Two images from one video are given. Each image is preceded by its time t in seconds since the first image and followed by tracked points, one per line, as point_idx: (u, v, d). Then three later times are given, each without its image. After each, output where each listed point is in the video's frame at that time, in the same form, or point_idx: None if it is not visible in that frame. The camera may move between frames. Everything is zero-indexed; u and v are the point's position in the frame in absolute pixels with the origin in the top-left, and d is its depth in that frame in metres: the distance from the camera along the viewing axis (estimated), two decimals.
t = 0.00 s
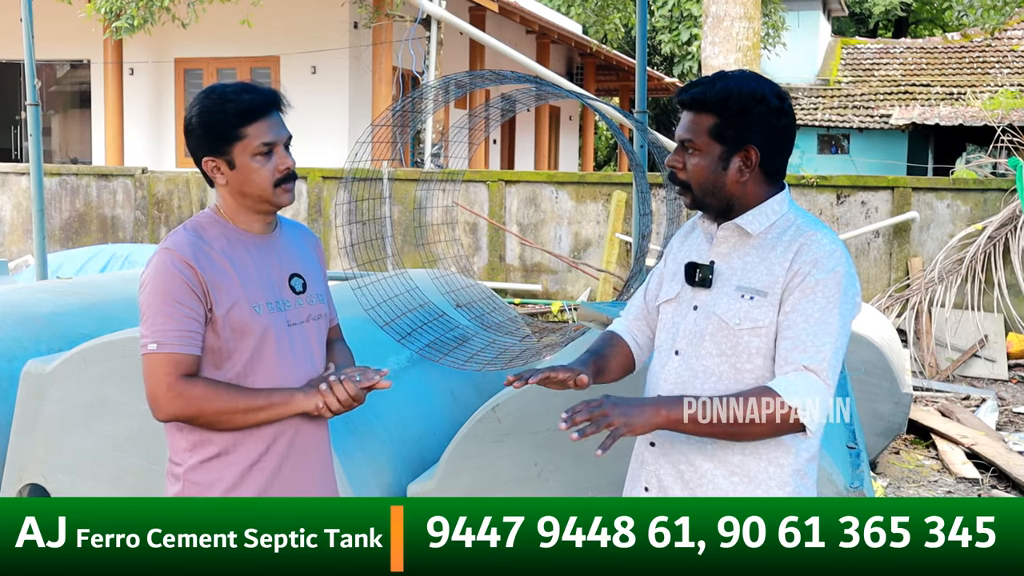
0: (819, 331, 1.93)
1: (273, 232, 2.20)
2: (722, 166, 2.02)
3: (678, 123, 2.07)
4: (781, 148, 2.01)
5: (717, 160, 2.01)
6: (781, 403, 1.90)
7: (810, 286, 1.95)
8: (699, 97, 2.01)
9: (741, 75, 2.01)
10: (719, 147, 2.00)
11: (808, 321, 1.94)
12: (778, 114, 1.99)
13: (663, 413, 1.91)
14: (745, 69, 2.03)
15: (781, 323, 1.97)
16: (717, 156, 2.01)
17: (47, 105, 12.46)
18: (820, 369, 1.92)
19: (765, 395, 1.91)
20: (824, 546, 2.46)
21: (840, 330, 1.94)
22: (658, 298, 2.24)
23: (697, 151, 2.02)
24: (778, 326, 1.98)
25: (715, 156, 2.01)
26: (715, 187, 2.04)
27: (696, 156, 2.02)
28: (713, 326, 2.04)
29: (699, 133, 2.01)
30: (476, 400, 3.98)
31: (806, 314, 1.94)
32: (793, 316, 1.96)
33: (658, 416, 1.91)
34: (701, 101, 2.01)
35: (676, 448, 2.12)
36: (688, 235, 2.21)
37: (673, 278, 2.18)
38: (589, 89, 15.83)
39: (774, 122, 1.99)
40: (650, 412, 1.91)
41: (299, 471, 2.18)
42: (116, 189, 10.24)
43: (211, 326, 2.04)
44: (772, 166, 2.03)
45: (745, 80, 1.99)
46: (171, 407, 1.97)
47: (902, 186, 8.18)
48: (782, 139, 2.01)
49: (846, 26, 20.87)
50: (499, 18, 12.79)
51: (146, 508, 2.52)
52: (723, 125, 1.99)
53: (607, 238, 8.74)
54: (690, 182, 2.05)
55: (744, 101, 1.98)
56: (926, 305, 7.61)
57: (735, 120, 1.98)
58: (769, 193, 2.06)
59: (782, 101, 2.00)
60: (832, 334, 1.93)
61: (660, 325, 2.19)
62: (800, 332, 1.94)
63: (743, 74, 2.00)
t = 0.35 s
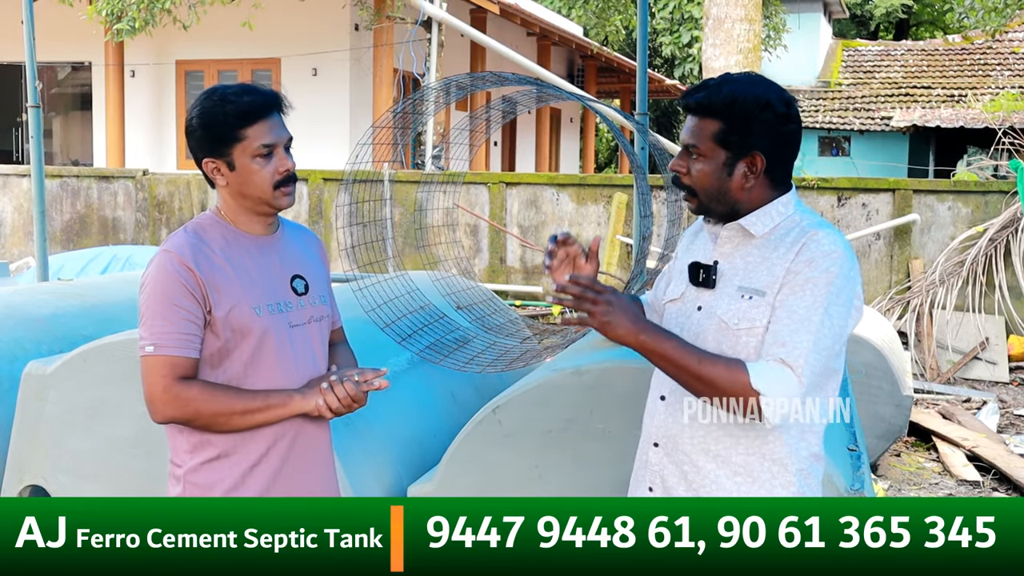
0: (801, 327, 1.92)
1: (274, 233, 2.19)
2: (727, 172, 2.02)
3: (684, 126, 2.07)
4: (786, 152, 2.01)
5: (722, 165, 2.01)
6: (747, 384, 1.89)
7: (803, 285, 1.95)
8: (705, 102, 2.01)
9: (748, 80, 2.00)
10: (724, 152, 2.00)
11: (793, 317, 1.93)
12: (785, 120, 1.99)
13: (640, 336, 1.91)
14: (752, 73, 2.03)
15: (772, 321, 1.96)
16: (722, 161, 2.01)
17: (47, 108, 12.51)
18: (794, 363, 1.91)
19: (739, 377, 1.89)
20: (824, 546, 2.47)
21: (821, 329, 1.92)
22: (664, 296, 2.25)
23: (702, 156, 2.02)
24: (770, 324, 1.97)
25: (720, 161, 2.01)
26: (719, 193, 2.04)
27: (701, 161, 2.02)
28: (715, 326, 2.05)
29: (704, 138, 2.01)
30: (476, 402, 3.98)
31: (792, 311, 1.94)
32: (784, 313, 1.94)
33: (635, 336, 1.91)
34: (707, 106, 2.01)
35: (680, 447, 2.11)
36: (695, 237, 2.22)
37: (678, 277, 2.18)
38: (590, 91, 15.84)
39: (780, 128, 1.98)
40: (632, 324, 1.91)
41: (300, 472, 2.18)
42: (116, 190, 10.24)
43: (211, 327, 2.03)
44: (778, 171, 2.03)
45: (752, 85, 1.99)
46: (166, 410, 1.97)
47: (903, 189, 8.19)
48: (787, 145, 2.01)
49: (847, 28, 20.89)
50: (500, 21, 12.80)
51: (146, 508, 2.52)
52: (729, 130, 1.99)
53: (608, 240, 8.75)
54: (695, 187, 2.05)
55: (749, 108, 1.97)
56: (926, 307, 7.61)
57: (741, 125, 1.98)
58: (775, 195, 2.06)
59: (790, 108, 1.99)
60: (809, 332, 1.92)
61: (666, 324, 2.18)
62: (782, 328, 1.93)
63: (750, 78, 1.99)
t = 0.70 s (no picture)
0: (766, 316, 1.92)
1: (274, 234, 2.19)
2: (728, 179, 2.01)
3: (680, 137, 2.06)
4: (787, 155, 2.00)
5: (722, 172, 2.00)
6: (703, 361, 1.90)
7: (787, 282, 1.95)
8: (698, 112, 2.00)
9: (740, 86, 1.99)
10: (723, 160, 1.99)
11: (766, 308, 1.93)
12: (781, 122, 1.97)
13: (634, 292, 1.96)
14: (745, 78, 2.02)
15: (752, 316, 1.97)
16: (721, 169, 2.00)
17: (47, 108, 12.51)
18: (751, 349, 1.89)
19: (699, 354, 1.91)
20: (824, 546, 2.47)
21: (786, 322, 1.91)
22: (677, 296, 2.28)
23: (701, 166, 2.01)
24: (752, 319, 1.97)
25: (719, 169, 2.00)
26: (722, 201, 2.03)
27: (701, 171, 2.02)
28: (711, 324, 2.07)
29: (701, 147, 2.00)
30: (476, 403, 3.97)
31: (769, 305, 1.94)
32: (762, 307, 1.94)
33: (629, 290, 1.96)
34: (700, 116, 2.00)
35: (675, 445, 2.13)
36: (707, 244, 2.26)
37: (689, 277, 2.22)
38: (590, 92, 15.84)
39: (775, 131, 1.97)
40: (632, 276, 1.97)
41: (302, 472, 2.18)
42: (117, 191, 10.24)
43: (210, 327, 2.03)
44: (780, 174, 2.02)
45: (744, 90, 1.98)
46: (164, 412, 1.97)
47: (903, 190, 8.21)
48: (787, 147, 1.99)
49: (847, 30, 20.89)
50: (500, 22, 12.80)
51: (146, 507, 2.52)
52: (725, 138, 1.98)
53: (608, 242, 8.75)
54: (697, 197, 2.05)
55: (744, 113, 1.96)
56: (927, 309, 7.60)
57: (736, 132, 1.97)
58: (778, 198, 2.05)
59: (785, 109, 1.98)
60: (768, 322, 1.91)
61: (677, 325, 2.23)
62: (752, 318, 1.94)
63: (741, 84, 1.98)
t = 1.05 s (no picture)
0: (768, 325, 1.93)
1: (276, 235, 2.20)
2: (743, 175, 2.01)
3: (701, 129, 2.07)
4: (805, 157, 2.00)
5: (739, 168, 2.01)
6: (703, 387, 1.94)
7: (791, 288, 1.95)
8: (721, 104, 2.00)
9: (765, 84, 1.99)
10: (740, 156, 2.00)
11: (772, 315, 1.94)
12: (802, 123, 1.97)
13: (619, 366, 2.00)
14: (769, 76, 2.02)
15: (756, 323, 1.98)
16: (737, 165, 2.01)
17: (48, 108, 12.51)
18: (752, 360, 1.92)
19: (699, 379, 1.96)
20: (824, 546, 2.47)
21: (790, 331, 1.92)
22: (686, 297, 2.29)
23: (718, 159, 2.02)
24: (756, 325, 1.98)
25: (735, 165, 2.01)
26: (736, 196, 2.04)
27: (718, 164, 2.02)
28: (716, 328, 2.07)
29: (720, 141, 2.01)
30: (476, 404, 3.98)
31: (773, 312, 1.95)
32: (766, 314, 1.95)
33: (615, 366, 2.00)
34: (722, 109, 2.01)
35: (678, 444, 2.15)
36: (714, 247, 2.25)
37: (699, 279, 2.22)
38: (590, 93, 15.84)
39: (797, 132, 1.97)
40: (608, 360, 2.01)
41: (301, 473, 2.18)
42: (117, 191, 10.24)
43: (210, 328, 2.03)
44: (796, 175, 2.02)
45: (767, 88, 1.98)
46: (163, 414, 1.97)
47: (903, 191, 8.21)
48: (806, 149, 1.99)
49: (847, 31, 20.88)
50: (500, 22, 12.80)
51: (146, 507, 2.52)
52: (746, 133, 1.98)
53: (608, 242, 8.76)
54: (712, 190, 2.05)
55: (765, 110, 1.97)
56: (926, 311, 7.60)
57: (758, 128, 1.97)
58: (791, 200, 2.05)
59: (808, 111, 1.98)
60: (772, 332, 1.92)
61: (686, 325, 2.23)
62: (758, 326, 1.95)
63: (766, 82, 1.99)
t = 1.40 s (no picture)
0: (784, 330, 1.93)
1: (276, 235, 2.20)
2: (753, 169, 2.01)
3: (713, 121, 2.07)
4: (816, 158, 2.01)
5: (748, 161, 2.01)
6: (721, 392, 1.94)
7: (801, 293, 1.95)
8: (738, 96, 2.01)
9: (782, 82, 2.01)
10: (751, 149, 2.00)
11: (785, 320, 1.94)
12: (816, 123, 1.98)
13: (621, 369, 2.02)
14: (786, 75, 2.03)
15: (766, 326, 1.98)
16: (747, 158, 2.01)
17: (48, 108, 12.52)
18: (770, 366, 1.92)
19: (711, 385, 1.95)
20: (824, 546, 2.47)
21: (806, 337, 1.91)
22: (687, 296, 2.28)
23: (729, 151, 2.03)
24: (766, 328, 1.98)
25: (745, 157, 2.01)
26: (743, 189, 2.04)
27: (728, 156, 2.03)
28: (721, 330, 2.07)
29: (733, 133, 2.01)
30: (476, 404, 3.98)
31: (786, 316, 1.94)
32: (777, 319, 1.95)
33: (617, 370, 2.02)
34: (739, 101, 2.01)
35: (680, 444, 2.15)
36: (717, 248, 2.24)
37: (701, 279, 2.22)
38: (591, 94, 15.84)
39: (810, 131, 1.98)
40: (610, 365, 2.03)
41: (301, 473, 2.18)
42: (117, 191, 10.24)
43: (210, 329, 2.03)
44: (803, 174, 2.02)
45: (784, 86, 1.99)
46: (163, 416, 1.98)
47: (903, 193, 8.21)
48: (816, 150, 2.00)
49: (848, 32, 20.90)
50: (500, 23, 12.80)
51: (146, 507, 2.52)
52: (759, 127, 1.99)
53: (607, 243, 8.76)
54: (719, 182, 2.06)
55: (781, 106, 1.98)
56: (926, 312, 7.60)
57: (772, 123, 1.98)
58: (796, 201, 2.05)
59: (822, 111, 1.99)
60: (788, 338, 1.92)
61: (686, 324, 2.23)
62: (769, 331, 1.94)
63: (785, 79, 2.00)
